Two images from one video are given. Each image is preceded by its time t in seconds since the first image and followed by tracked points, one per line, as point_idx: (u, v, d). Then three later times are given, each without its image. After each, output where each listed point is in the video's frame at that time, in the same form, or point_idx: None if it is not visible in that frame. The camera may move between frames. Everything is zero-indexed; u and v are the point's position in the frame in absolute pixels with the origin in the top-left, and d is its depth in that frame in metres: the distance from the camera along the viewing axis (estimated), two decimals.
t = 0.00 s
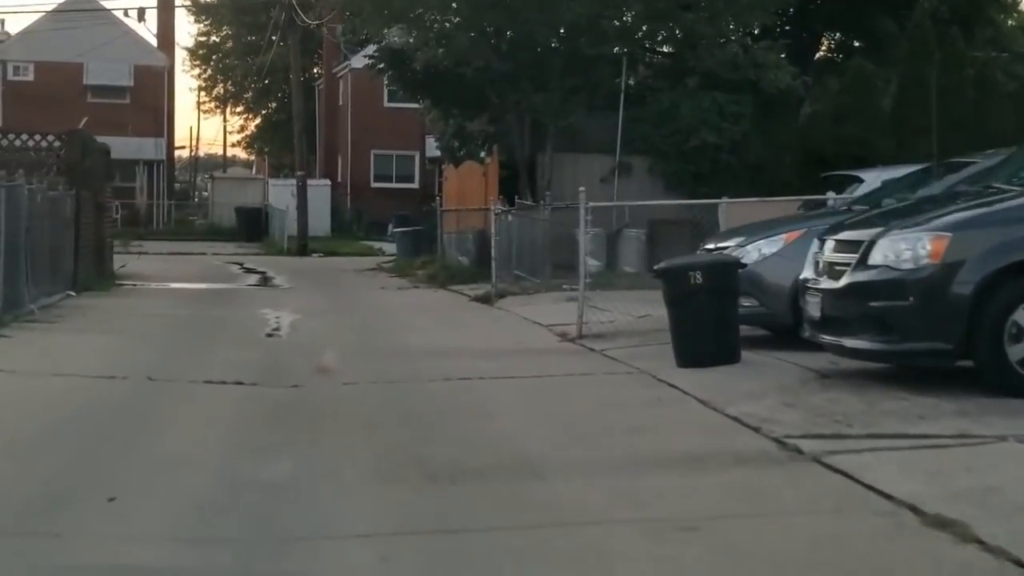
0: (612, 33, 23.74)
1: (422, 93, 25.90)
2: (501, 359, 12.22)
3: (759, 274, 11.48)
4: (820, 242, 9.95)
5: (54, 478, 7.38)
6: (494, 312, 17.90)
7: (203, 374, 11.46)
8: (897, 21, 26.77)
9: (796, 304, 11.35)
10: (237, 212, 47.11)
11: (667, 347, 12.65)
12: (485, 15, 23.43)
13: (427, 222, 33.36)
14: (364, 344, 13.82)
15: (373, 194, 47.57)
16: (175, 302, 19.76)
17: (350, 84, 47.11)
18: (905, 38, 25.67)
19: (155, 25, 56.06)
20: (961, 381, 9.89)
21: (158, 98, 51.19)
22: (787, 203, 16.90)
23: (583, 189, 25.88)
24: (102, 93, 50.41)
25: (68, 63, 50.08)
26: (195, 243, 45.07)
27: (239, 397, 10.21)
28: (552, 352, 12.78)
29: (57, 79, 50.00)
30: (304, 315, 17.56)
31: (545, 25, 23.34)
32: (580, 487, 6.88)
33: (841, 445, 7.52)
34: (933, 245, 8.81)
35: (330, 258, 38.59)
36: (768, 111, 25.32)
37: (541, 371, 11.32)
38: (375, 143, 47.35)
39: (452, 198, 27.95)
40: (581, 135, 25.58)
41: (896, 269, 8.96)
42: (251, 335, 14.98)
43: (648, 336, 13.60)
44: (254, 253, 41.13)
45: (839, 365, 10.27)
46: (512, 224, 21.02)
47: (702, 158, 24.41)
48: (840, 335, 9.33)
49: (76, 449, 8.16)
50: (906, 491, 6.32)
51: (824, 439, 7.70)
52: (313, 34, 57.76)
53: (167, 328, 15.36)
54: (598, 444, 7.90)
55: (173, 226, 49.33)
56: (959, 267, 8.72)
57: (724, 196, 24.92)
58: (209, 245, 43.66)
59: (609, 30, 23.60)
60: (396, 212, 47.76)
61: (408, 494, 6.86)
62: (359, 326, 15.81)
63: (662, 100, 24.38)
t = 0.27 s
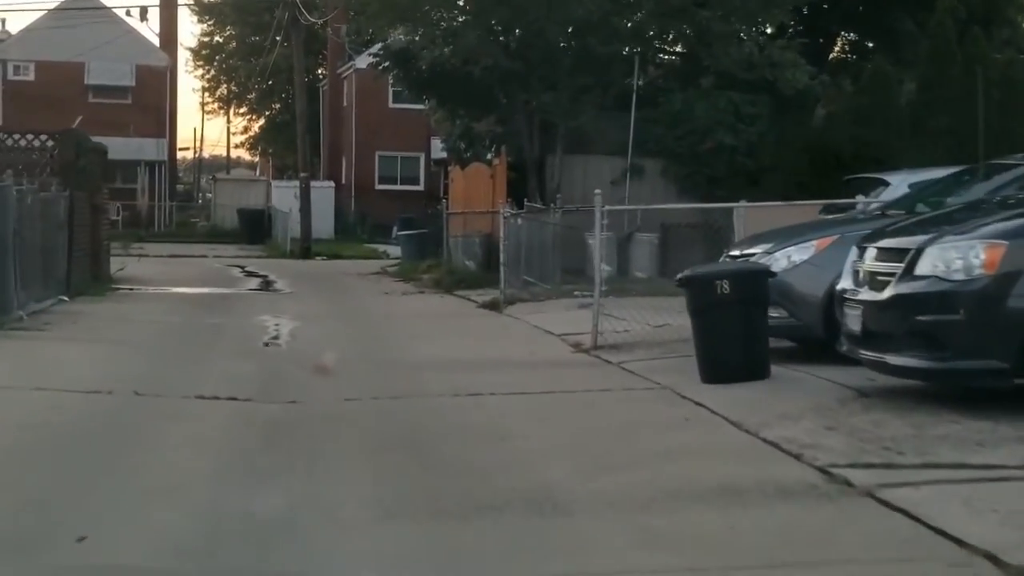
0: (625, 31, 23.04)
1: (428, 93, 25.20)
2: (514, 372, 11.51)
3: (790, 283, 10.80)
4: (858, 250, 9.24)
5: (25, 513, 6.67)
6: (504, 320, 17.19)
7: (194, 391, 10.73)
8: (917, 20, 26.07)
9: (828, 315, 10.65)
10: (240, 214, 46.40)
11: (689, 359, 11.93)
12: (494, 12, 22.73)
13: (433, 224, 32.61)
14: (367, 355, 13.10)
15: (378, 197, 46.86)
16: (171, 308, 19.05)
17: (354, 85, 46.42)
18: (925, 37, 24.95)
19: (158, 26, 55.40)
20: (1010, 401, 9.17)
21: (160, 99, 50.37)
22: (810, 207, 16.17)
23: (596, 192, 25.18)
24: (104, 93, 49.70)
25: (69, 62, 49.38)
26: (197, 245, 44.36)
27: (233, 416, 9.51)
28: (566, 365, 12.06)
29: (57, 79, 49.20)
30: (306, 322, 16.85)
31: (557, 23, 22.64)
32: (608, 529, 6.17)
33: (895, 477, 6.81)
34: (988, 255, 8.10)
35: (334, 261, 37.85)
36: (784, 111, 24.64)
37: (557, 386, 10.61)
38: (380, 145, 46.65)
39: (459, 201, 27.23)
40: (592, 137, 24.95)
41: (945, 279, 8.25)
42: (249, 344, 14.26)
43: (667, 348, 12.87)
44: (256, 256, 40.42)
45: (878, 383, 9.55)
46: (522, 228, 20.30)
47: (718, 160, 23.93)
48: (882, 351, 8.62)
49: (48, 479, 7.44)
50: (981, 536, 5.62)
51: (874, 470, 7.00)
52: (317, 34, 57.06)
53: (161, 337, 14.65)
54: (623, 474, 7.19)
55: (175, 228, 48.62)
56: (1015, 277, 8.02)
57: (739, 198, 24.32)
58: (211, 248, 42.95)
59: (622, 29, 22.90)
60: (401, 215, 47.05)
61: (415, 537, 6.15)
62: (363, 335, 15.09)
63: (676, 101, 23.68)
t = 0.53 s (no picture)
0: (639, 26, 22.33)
1: (435, 90, 24.49)
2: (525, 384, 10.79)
3: (823, 289, 10.09)
4: (903, 254, 8.52)
5: None
6: (513, 326, 16.46)
7: (183, 407, 10.00)
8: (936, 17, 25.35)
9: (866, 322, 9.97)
10: (242, 213, 45.69)
11: (712, 370, 11.20)
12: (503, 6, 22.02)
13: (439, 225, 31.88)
14: (370, 364, 12.37)
15: (383, 197, 46.16)
16: (168, 310, 18.33)
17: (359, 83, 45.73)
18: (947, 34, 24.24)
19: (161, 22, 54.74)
20: None
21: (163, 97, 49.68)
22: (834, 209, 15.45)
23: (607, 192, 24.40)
24: (106, 91, 49.01)
25: (71, 59, 48.68)
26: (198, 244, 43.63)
27: (225, 434, 8.81)
28: (581, 375, 11.32)
29: (59, 76, 48.51)
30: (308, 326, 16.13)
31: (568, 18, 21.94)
32: (641, 573, 5.46)
33: (959, 511, 6.10)
34: None
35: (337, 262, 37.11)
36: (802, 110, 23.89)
37: (571, 399, 9.87)
38: (385, 144, 45.95)
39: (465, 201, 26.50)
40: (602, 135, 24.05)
41: (1004, 287, 7.54)
42: (246, 350, 13.54)
43: (687, 358, 12.13)
44: (259, 257, 39.73)
45: (922, 398, 8.83)
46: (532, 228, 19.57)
47: (732, 158, 23.03)
48: (933, 366, 7.91)
49: (12, 508, 6.72)
50: None
51: (935, 502, 6.29)
52: (322, 32, 56.35)
53: (153, 343, 13.93)
54: (653, 505, 6.47)
55: (176, 228, 47.93)
56: None
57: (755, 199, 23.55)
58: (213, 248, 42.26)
59: (635, 24, 22.19)
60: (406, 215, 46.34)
61: None
62: (367, 342, 14.36)
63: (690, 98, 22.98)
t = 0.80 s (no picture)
0: (653, 20, 21.65)
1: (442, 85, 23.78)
2: (539, 396, 10.04)
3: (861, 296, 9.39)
4: (955, 259, 7.80)
5: None
6: (524, 330, 15.71)
7: (169, 422, 9.24)
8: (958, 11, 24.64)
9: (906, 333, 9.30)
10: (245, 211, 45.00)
11: (740, 382, 10.44)
12: None
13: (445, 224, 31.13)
14: (374, 372, 11.63)
15: (388, 195, 45.45)
16: (164, 312, 17.61)
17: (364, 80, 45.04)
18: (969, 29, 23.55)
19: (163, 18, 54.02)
20: None
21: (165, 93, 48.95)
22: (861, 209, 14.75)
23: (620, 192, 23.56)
24: (107, 87, 48.28)
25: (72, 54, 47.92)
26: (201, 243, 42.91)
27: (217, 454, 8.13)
28: (598, 386, 10.57)
29: (60, 72, 47.80)
30: (309, 331, 15.38)
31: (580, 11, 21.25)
32: None
33: None
34: None
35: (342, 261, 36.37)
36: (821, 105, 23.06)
37: (590, 414, 9.12)
38: (390, 142, 45.25)
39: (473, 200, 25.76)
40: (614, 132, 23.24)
41: None
42: (242, 357, 12.80)
43: (711, 368, 11.37)
44: (263, 255, 39.03)
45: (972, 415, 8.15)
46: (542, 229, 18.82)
47: (749, 157, 22.18)
48: (992, 382, 7.21)
49: None
50: None
51: (1011, 540, 5.62)
52: (327, 27, 55.62)
53: (144, 348, 13.20)
54: (693, 542, 5.81)
55: (179, 226, 47.22)
56: None
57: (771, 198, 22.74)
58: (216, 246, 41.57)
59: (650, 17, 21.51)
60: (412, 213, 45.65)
61: None
62: (371, 348, 13.62)
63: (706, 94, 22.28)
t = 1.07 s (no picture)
0: (667, 14, 20.97)
1: (448, 81, 23.06)
2: (555, 410, 9.36)
3: (903, 302, 8.75)
4: (1015, 262, 7.07)
5: None
6: (536, 335, 15.02)
7: (152, 442, 8.55)
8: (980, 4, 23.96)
9: (955, 343, 8.66)
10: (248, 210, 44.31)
11: (770, 394, 9.74)
12: None
13: (451, 224, 30.43)
14: (376, 382, 10.95)
15: (393, 194, 44.75)
16: (159, 316, 16.94)
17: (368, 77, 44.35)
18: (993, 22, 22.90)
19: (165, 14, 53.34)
20: None
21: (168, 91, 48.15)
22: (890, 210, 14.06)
23: (631, 189, 22.73)
24: (109, 84, 47.58)
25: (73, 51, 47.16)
26: (202, 243, 42.23)
27: (205, 479, 7.47)
28: (616, 398, 9.88)
29: (61, 69, 47.11)
30: (309, 336, 14.71)
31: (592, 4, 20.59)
32: None
33: None
34: None
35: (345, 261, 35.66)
36: (841, 99, 22.40)
37: (610, 432, 8.44)
38: (395, 140, 44.55)
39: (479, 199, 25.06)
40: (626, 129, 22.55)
41: None
42: (237, 365, 12.13)
43: (735, 378, 10.68)
44: (266, 255, 38.35)
45: None
46: (553, 229, 18.15)
47: (766, 154, 21.56)
48: None
49: None
50: None
51: None
52: (330, 24, 54.93)
53: (135, 357, 12.52)
54: None
55: (180, 225, 46.53)
56: None
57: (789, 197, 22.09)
58: (218, 246, 40.91)
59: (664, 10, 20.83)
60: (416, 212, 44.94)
61: None
62: (375, 355, 12.94)
63: (722, 89, 21.61)
